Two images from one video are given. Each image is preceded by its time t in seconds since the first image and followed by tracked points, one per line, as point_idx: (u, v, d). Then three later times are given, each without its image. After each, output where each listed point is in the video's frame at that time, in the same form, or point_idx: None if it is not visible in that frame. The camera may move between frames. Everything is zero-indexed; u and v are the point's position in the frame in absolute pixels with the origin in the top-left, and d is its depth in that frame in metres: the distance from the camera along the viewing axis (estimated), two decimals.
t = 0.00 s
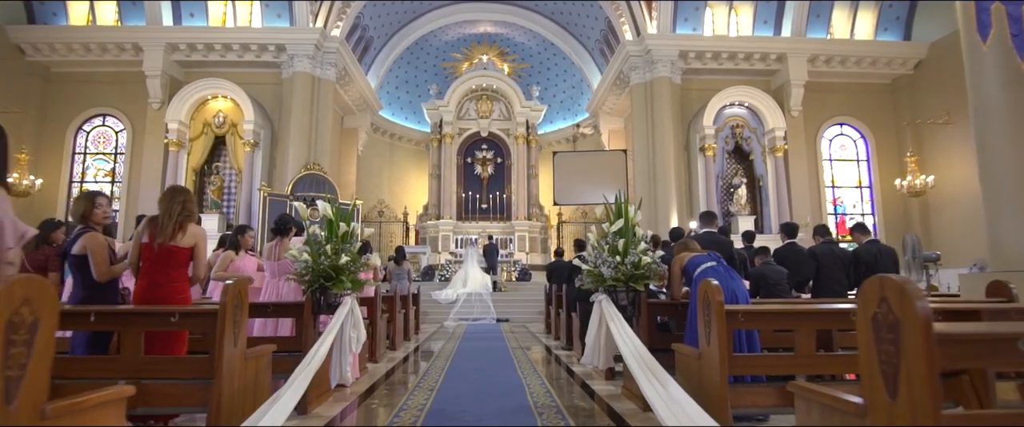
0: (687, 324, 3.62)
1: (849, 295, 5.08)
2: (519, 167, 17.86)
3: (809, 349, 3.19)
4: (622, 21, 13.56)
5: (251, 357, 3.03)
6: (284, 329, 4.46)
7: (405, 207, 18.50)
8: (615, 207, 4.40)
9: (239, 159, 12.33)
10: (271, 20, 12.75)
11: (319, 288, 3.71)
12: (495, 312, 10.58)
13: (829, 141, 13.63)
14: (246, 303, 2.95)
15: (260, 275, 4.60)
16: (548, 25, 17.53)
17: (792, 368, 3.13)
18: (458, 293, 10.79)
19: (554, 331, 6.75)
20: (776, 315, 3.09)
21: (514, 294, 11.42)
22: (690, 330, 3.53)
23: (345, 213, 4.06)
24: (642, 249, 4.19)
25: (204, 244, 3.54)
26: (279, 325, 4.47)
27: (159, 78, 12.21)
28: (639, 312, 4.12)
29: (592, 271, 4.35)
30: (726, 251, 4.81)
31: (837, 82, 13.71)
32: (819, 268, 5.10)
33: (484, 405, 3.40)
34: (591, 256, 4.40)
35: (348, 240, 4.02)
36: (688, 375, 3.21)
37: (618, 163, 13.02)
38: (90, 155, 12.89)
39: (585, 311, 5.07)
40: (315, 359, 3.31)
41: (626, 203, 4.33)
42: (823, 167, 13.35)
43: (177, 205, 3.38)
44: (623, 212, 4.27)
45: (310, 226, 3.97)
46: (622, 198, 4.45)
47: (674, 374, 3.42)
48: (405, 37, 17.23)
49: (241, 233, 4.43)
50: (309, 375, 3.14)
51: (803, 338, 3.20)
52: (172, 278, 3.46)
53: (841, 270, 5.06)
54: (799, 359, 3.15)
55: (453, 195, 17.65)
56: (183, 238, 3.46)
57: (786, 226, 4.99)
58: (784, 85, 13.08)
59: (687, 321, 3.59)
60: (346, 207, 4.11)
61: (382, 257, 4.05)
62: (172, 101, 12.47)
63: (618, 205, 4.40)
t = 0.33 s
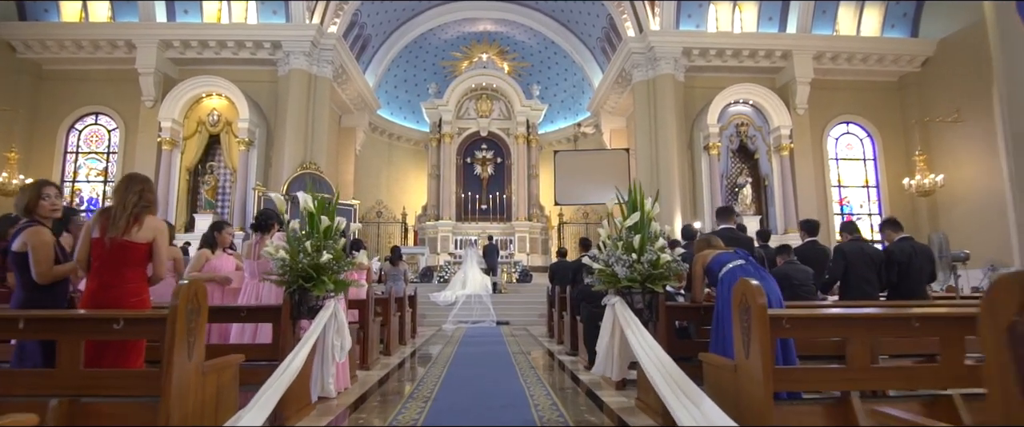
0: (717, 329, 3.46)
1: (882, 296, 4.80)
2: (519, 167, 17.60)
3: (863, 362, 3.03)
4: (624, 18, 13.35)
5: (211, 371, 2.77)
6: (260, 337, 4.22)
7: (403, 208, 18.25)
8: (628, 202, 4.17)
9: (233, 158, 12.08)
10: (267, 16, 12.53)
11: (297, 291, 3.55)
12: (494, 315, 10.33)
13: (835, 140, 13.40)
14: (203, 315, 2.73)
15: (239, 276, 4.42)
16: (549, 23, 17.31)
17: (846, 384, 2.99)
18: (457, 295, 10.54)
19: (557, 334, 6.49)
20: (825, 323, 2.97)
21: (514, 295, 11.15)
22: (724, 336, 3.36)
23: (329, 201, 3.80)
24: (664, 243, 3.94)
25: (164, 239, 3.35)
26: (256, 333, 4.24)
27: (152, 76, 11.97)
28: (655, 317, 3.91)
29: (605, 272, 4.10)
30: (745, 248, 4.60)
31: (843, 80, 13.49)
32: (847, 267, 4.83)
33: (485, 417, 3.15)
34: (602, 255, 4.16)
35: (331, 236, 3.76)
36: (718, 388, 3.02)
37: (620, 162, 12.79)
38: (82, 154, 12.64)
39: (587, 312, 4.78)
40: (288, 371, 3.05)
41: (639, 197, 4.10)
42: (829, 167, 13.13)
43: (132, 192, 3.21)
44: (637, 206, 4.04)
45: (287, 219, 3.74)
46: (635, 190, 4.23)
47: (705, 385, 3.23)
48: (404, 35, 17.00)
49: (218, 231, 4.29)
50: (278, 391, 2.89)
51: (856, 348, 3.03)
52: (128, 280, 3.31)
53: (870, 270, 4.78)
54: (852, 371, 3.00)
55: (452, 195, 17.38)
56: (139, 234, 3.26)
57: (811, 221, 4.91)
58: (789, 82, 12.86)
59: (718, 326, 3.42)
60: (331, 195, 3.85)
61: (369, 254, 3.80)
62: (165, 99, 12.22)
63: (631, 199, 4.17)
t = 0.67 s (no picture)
0: (754, 337, 3.27)
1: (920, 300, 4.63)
2: (519, 168, 17.34)
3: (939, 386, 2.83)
4: (627, 16, 13.14)
5: (153, 398, 2.46)
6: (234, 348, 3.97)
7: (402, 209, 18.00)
8: (646, 199, 3.90)
9: (227, 157, 11.80)
10: (263, 13, 12.31)
11: (272, 295, 3.30)
12: (495, 318, 10.06)
13: (841, 140, 13.17)
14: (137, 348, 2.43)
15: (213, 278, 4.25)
16: (550, 22, 17.08)
17: (922, 412, 2.80)
18: (456, 297, 10.28)
19: (560, 340, 6.23)
20: (893, 339, 2.76)
21: (515, 298, 10.89)
22: (764, 344, 3.17)
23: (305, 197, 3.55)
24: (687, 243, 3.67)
25: (111, 236, 3.19)
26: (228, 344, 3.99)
27: (145, 73, 11.72)
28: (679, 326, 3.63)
29: (622, 276, 3.83)
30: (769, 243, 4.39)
31: (850, 79, 13.26)
32: (882, 271, 4.62)
33: None
34: (619, 258, 3.89)
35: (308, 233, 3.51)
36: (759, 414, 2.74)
37: (622, 162, 12.54)
38: (73, 154, 12.37)
39: (595, 318, 4.48)
40: (254, 389, 2.83)
41: (659, 193, 3.83)
42: (835, 167, 12.89)
43: (75, 182, 3.05)
44: (657, 203, 3.77)
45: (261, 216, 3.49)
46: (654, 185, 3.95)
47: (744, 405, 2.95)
48: (404, 33, 16.78)
49: (187, 229, 4.14)
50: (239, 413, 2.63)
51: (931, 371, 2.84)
52: (66, 287, 3.08)
53: (910, 275, 4.58)
54: (926, 397, 2.81)
55: (452, 196, 17.10)
56: (83, 231, 3.09)
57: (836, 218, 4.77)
58: (795, 81, 12.62)
59: (756, 334, 3.24)
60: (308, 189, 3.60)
61: (351, 254, 3.55)
62: (159, 98, 11.97)
63: (649, 196, 3.89)
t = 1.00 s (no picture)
0: (795, 343, 3.15)
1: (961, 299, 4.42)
2: (519, 168, 17.09)
3: None
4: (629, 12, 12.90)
5: None
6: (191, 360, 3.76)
7: (400, 209, 17.76)
8: (666, 191, 3.62)
9: (222, 156, 11.57)
10: (258, 9, 12.05)
11: (234, 299, 3.13)
12: (494, 322, 9.80)
13: (848, 139, 12.93)
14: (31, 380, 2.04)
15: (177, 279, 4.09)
16: (551, 20, 16.86)
17: None
18: (454, 299, 10.03)
19: (563, 345, 5.97)
20: (996, 355, 2.72)
21: (515, 300, 10.63)
22: (808, 354, 3.04)
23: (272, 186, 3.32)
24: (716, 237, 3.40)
25: (33, 226, 2.98)
26: (187, 356, 3.79)
27: (137, 70, 11.47)
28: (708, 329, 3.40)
29: (641, 275, 3.55)
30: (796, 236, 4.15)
31: (856, 77, 13.02)
32: (923, 270, 4.37)
33: None
34: (636, 256, 3.61)
35: (278, 226, 3.33)
36: None
37: (624, 161, 12.28)
38: (64, 152, 12.13)
39: (601, 323, 4.23)
40: (197, 411, 2.48)
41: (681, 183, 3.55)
42: (842, 166, 12.64)
43: None
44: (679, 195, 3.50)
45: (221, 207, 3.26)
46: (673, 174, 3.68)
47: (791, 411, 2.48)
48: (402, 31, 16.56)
49: (143, 223, 3.91)
50: None
51: None
52: None
53: (954, 273, 4.36)
54: None
55: (451, 196, 16.85)
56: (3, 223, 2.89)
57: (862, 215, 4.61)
58: (801, 79, 12.37)
59: (799, 341, 3.11)
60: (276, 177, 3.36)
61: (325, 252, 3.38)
62: (151, 95, 11.72)
63: (669, 188, 3.61)
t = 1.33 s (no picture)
0: (854, 356, 2.94)
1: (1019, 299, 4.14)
2: (519, 168, 16.85)
3: None
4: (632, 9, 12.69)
5: None
6: (146, 371, 3.60)
7: (399, 210, 17.50)
8: (696, 178, 3.33)
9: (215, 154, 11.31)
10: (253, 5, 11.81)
11: (184, 305, 2.89)
12: (494, 324, 9.57)
13: (855, 138, 12.69)
14: None
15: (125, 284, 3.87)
16: (552, 19, 16.67)
17: None
18: (453, 301, 9.79)
19: (566, 350, 5.72)
20: None
21: (515, 303, 10.38)
22: (873, 369, 2.84)
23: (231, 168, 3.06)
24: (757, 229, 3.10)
25: None
26: (143, 365, 3.63)
27: (129, 67, 11.23)
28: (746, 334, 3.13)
29: (667, 275, 3.24)
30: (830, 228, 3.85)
31: (863, 75, 12.80)
32: (973, 270, 4.14)
33: None
34: (660, 252, 3.30)
35: (241, 218, 3.08)
36: None
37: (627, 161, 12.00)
38: (55, 151, 11.89)
39: (610, 328, 3.98)
40: None
41: (713, 170, 3.27)
42: (848, 166, 12.41)
43: None
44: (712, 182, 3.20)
45: (174, 194, 3.01)
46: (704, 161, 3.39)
47: None
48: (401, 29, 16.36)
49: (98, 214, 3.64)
50: None
51: None
52: None
53: (1008, 272, 4.10)
54: None
55: (451, 197, 16.61)
56: None
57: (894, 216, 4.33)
58: (807, 77, 12.12)
59: (860, 354, 2.90)
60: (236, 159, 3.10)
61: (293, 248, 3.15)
62: (144, 92, 11.47)
63: (701, 176, 3.32)
